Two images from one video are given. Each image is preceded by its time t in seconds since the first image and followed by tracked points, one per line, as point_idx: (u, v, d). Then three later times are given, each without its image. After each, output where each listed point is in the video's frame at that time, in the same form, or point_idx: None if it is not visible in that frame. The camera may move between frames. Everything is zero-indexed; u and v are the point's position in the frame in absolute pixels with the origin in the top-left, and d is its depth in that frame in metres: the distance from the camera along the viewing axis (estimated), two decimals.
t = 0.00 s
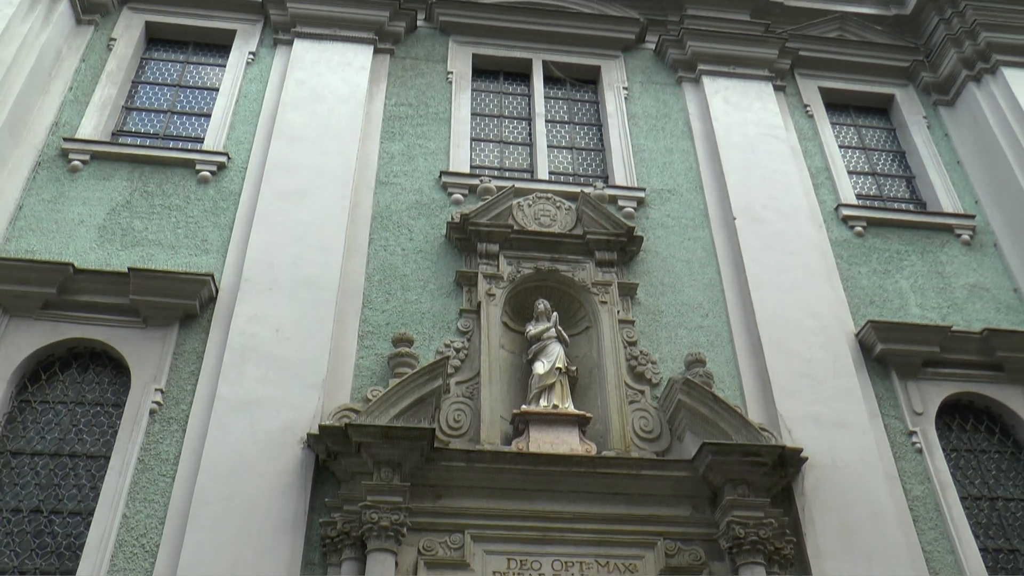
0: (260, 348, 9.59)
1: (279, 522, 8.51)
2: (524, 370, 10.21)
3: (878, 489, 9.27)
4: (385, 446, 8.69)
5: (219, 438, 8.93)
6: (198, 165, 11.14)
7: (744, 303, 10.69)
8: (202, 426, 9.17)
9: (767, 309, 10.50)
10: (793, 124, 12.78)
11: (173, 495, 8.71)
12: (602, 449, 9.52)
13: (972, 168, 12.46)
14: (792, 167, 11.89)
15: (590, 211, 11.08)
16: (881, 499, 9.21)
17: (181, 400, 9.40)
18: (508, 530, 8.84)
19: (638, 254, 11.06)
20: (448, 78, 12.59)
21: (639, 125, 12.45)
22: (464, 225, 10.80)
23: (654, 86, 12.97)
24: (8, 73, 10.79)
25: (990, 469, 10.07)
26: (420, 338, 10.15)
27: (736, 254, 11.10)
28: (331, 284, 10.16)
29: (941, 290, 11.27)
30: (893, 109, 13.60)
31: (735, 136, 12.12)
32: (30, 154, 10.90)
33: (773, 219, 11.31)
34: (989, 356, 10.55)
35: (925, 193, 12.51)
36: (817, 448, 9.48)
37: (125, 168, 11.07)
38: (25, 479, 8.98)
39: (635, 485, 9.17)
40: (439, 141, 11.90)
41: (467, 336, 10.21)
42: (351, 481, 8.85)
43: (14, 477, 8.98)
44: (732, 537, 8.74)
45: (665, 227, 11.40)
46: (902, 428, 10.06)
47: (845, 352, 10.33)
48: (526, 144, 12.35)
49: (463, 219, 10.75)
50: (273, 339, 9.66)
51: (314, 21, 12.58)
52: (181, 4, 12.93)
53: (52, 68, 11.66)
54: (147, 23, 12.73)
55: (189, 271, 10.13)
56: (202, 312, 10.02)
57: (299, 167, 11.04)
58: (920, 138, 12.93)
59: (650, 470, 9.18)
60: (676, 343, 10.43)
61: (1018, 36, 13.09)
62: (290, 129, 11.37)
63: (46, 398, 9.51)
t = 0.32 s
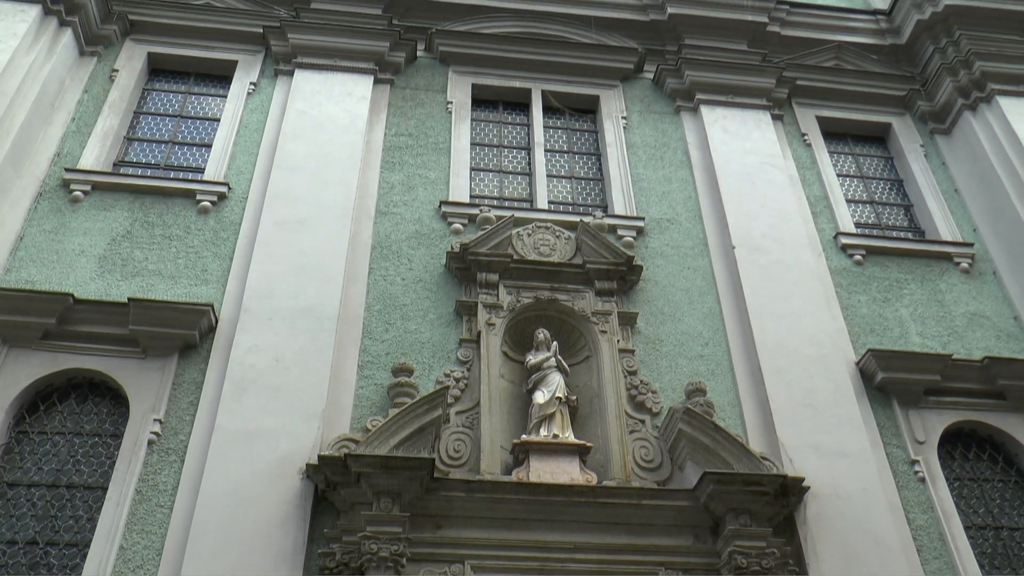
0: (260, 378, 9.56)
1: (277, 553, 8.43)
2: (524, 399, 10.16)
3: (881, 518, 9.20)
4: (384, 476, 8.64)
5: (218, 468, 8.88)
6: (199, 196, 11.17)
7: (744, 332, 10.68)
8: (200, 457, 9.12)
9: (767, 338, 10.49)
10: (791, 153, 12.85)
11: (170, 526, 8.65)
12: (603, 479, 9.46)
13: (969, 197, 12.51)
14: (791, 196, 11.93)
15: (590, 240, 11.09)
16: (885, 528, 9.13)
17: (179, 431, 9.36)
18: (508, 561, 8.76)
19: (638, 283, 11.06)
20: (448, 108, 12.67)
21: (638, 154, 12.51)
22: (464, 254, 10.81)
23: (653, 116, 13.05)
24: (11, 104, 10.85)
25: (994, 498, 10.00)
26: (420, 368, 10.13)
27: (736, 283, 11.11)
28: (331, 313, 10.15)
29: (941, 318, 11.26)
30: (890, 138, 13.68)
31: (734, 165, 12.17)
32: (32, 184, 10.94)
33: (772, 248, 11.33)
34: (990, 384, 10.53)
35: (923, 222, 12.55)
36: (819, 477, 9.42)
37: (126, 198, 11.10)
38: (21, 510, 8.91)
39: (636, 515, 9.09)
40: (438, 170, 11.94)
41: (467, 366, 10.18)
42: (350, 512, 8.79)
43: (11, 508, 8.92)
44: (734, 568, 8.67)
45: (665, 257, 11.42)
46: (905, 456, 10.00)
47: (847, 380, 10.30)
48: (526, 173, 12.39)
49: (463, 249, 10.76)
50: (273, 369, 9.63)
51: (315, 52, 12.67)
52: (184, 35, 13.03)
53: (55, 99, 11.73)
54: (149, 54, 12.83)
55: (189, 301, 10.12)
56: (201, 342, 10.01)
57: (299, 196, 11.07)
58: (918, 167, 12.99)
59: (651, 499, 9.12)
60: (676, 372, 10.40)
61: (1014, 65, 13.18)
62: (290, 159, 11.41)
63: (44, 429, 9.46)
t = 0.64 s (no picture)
0: (260, 412, 9.51)
1: None
2: (524, 433, 10.08)
3: (886, 552, 9.11)
4: (384, 511, 8.58)
5: (216, 503, 8.81)
6: (200, 230, 11.20)
7: (745, 365, 10.65)
8: (199, 491, 9.05)
9: (768, 371, 10.46)
10: (790, 187, 12.91)
11: (167, 562, 8.56)
12: (604, 512, 9.37)
13: (967, 230, 12.54)
14: (790, 229, 11.97)
15: (589, 274, 11.09)
16: (890, 563, 9.04)
17: (177, 466, 9.30)
18: None
19: (638, 316, 11.05)
20: (448, 142, 12.76)
21: (637, 189, 12.57)
22: (464, 288, 10.80)
23: (651, 150, 13.14)
24: (14, 139, 10.94)
25: (999, 532, 9.91)
26: (420, 402, 10.09)
27: (736, 316, 11.10)
28: (331, 346, 10.13)
29: (941, 351, 11.24)
30: (887, 172, 13.76)
31: (733, 199, 12.22)
32: (34, 219, 10.98)
33: (772, 281, 11.34)
34: (992, 417, 10.48)
35: (922, 255, 12.58)
36: (822, 511, 9.34)
37: (127, 233, 11.13)
38: (16, 546, 8.83)
39: (639, 549, 9.00)
40: (438, 205, 11.99)
41: (466, 401, 10.14)
42: (349, 547, 8.71)
43: (6, 543, 8.83)
44: None
45: (665, 290, 11.43)
46: (908, 490, 9.94)
47: (849, 414, 10.25)
48: (526, 208, 12.44)
49: (463, 283, 10.76)
50: (272, 404, 9.59)
51: (316, 87, 12.78)
52: (186, 70, 13.15)
53: (58, 134, 11.82)
54: (152, 89, 12.94)
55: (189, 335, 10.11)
56: (201, 377, 9.98)
57: (300, 230, 11.10)
58: (916, 201, 13.04)
59: (654, 534, 9.03)
60: (677, 406, 10.35)
61: (1008, 99, 13.29)
62: (291, 193, 11.45)
63: (41, 464, 9.40)
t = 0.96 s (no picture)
0: (259, 446, 9.45)
1: None
2: (525, 468, 9.96)
3: None
4: (384, 544, 8.52)
5: (214, 537, 8.72)
6: (201, 264, 11.22)
7: (746, 399, 10.60)
8: (196, 525, 8.97)
9: (770, 404, 10.41)
10: (789, 220, 12.96)
11: None
12: (606, 546, 9.26)
13: (967, 263, 12.57)
14: (789, 262, 11.99)
15: (590, 307, 11.07)
16: None
17: (175, 499, 9.23)
18: None
19: (638, 350, 11.02)
20: (448, 176, 12.82)
21: (637, 222, 12.61)
22: (464, 321, 10.78)
23: (651, 184, 13.20)
24: (17, 172, 11.00)
25: (1006, 566, 9.81)
26: (420, 436, 10.03)
27: (736, 349, 11.07)
28: (331, 379, 10.09)
29: (943, 384, 11.21)
30: (886, 206, 13.81)
31: (733, 232, 12.26)
32: (35, 252, 11.01)
33: (772, 314, 11.33)
34: (996, 450, 10.42)
35: (923, 287, 12.59)
36: (826, 545, 9.24)
37: (128, 266, 11.15)
38: None
39: None
40: (439, 238, 12.02)
41: (467, 434, 10.08)
42: None
43: None
44: None
45: (665, 323, 11.42)
46: (913, 523, 9.86)
47: (851, 447, 10.19)
48: (526, 241, 12.47)
49: (463, 316, 10.74)
50: (271, 437, 9.52)
51: (317, 121, 12.86)
52: (189, 105, 13.26)
53: (61, 167, 11.89)
54: (155, 123, 13.04)
55: (189, 369, 10.09)
56: (200, 410, 9.94)
57: (301, 263, 11.11)
58: (915, 235, 13.08)
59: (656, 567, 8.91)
60: (678, 440, 10.29)
61: (1005, 132, 13.38)
62: (292, 226, 11.47)
63: (38, 497, 9.33)
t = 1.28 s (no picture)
0: (257, 477, 9.38)
1: None
2: (525, 500, 9.81)
3: None
4: None
5: (212, 569, 8.64)
6: (202, 295, 11.23)
7: (748, 430, 10.55)
8: (195, 557, 8.90)
9: (772, 435, 10.36)
10: (789, 251, 12.99)
11: None
12: None
13: (967, 292, 12.59)
14: (790, 292, 11.99)
15: (591, 337, 11.02)
16: None
17: (174, 531, 9.17)
18: None
19: (640, 381, 10.99)
20: (449, 208, 12.88)
21: (638, 253, 12.64)
22: (465, 352, 10.74)
23: (652, 215, 13.27)
24: (21, 204, 11.06)
25: None
26: (420, 467, 9.98)
27: (738, 380, 11.04)
28: (331, 410, 10.05)
29: (945, 415, 11.19)
30: (886, 237, 13.86)
31: (733, 262, 12.29)
32: (37, 283, 11.03)
33: (773, 344, 11.31)
34: (1000, 481, 10.36)
35: (924, 317, 12.60)
36: None
37: (129, 297, 11.17)
38: None
39: None
40: (440, 269, 12.05)
41: (468, 465, 10.03)
42: None
43: None
44: None
45: (667, 353, 11.41)
46: (918, 555, 9.79)
47: (854, 478, 10.12)
48: (527, 272, 12.49)
49: (464, 347, 10.72)
50: (270, 469, 9.46)
51: (319, 153, 12.95)
52: (192, 136, 13.37)
53: (64, 199, 11.96)
54: (158, 155, 13.13)
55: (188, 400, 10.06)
56: (200, 441, 9.88)
57: (301, 294, 11.11)
58: (916, 265, 13.12)
59: None
60: (679, 471, 10.23)
61: (1003, 162, 13.45)
62: (293, 258, 11.48)
63: (35, 529, 9.26)
